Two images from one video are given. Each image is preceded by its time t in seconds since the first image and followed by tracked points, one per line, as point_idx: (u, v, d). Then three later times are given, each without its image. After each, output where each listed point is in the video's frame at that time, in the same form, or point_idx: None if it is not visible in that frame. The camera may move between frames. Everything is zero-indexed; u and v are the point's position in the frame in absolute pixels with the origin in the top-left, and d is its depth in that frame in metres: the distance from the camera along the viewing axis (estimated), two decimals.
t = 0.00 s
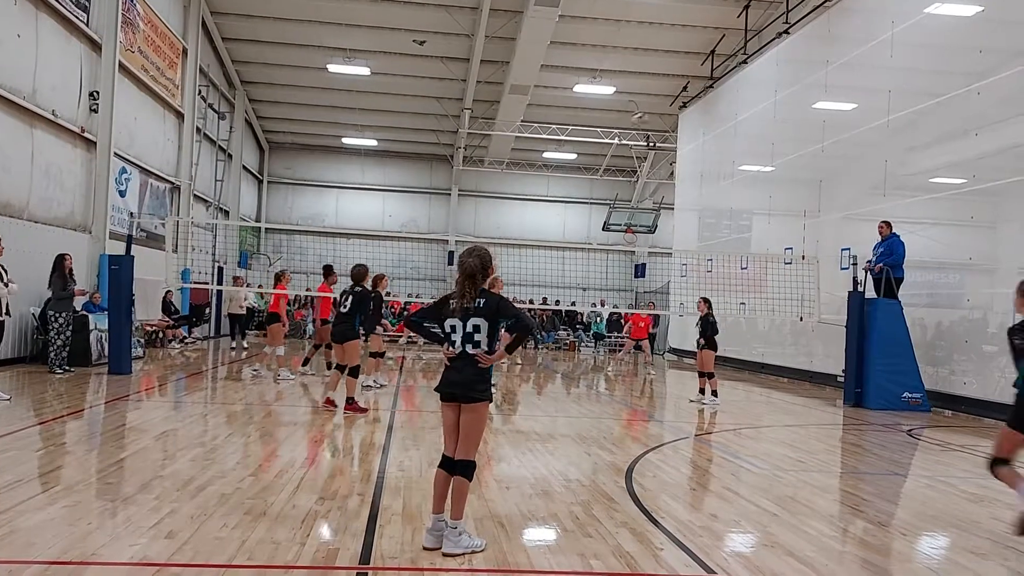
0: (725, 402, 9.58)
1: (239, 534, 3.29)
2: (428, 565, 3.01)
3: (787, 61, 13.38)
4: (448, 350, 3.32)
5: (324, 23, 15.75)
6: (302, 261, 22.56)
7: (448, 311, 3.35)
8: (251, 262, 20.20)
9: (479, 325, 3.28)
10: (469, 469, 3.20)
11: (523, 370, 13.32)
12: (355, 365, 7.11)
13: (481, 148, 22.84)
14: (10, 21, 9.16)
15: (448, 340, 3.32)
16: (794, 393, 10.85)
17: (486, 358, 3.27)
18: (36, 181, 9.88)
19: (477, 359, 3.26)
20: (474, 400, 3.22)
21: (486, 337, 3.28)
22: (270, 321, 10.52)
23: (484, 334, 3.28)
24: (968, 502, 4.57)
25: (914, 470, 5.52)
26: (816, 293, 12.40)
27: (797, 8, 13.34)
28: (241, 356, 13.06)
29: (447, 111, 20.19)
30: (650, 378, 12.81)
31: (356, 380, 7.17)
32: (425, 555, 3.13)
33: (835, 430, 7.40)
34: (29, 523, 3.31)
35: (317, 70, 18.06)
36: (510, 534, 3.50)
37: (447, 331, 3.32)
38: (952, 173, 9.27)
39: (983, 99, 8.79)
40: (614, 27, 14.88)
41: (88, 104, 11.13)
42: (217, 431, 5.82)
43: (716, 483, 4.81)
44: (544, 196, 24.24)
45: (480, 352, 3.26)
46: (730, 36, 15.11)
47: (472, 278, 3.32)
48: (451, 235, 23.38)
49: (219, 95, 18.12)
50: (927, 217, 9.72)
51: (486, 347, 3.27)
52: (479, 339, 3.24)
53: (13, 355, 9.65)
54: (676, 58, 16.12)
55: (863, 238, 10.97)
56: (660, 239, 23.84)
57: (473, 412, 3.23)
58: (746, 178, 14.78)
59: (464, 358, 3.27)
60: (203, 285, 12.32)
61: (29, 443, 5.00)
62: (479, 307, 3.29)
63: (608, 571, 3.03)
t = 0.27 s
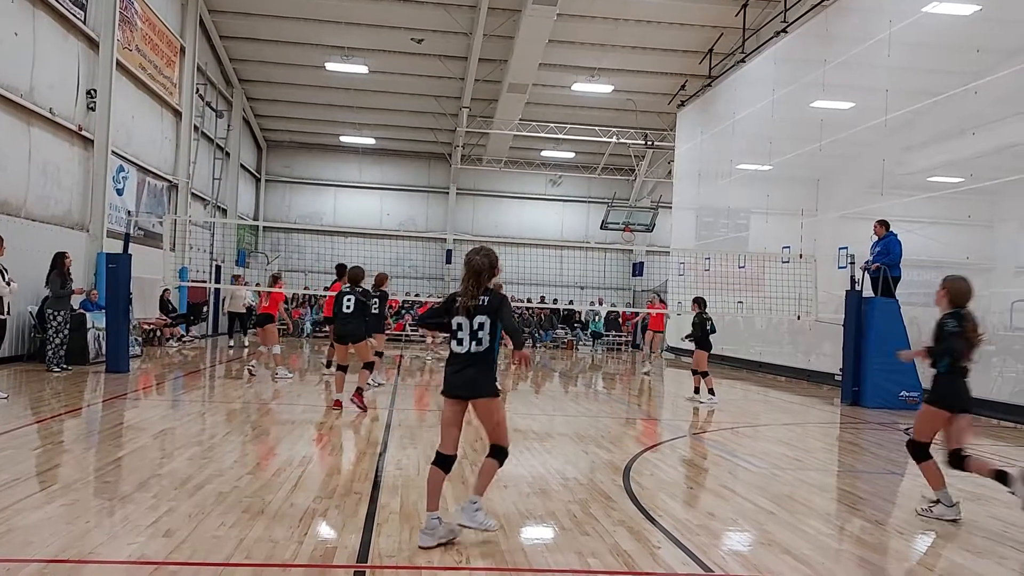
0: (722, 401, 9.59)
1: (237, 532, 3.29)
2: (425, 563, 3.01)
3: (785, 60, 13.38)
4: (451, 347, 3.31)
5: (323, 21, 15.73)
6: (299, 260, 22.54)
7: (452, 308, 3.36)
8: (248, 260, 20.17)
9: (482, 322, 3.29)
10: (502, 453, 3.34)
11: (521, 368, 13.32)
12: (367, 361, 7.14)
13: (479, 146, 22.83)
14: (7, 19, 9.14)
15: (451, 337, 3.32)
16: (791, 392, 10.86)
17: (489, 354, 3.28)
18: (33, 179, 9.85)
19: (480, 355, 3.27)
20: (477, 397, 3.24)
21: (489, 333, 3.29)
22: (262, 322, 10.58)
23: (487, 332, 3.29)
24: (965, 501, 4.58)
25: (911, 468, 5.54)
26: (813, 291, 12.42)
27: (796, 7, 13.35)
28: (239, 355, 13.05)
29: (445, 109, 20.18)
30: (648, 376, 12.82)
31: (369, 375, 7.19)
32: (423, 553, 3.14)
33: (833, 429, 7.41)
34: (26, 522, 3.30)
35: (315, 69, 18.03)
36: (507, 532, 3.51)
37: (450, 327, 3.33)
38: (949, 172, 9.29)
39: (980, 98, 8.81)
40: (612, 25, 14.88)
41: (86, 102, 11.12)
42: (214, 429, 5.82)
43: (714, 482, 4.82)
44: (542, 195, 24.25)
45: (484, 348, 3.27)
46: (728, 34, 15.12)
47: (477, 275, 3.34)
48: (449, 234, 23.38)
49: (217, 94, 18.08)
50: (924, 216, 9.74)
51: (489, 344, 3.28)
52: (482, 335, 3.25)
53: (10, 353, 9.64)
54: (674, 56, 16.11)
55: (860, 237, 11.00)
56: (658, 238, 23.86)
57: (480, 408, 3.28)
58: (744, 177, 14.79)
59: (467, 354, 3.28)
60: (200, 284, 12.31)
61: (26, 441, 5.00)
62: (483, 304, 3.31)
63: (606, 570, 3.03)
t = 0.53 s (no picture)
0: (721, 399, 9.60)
1: (236, 531, 3.29)
2: (424, 562, 3.01)
3: (784, 58, 13.37)
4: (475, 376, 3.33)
5: (322, 19, 15.71)
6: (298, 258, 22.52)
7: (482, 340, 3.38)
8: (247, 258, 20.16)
9: (506, 355, 3.27)
10: (540, 454, 3.54)
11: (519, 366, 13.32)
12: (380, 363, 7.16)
13: (478, 144, 22.84)
14: (6, 17, 9.12)
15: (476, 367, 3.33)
16: (790, 391, 10.86)
17: (506, 388, 3.27)
18: (32, 177, 9.84)
19: (497, 387, 3.26)
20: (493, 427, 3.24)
21: (512, 367, 3.27)
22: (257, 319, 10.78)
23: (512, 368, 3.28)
24: (963, 499, 4.59)
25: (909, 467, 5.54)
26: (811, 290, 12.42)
27: (795, 6, 13.34)
28: (237, 353, 13.04)
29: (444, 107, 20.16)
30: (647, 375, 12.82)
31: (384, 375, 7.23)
32: (421, 551, 3.14)
33: (831, 428, 7.43)
34: (25, 520, 3.30)
35: (314, 67, 18.01)
36: (506, 530, 3.51)
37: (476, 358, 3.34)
38: (948, 171, 9.29)
39: (980, 97, 8.81)
40: (611, 24, 14.87)
41: (84, 100, 11.10)
42: (213, 427, 5.82)
43: (712, 480, 4.82)
44: (541, 193, 24.24)
45: (504, 381, 3.26)
46: (727, 33, 15.13)
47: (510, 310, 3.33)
48: (448, 232, 23.36)
49: (215, 92, 18.05)
50: (923, 215, 9.74)
51: (510, 377, 3.26)
52: (504, 369, 3.23)
53: (9, 351, 9.63)
54: (673, 54, 16.11)
55: (858, 236, 11.01)
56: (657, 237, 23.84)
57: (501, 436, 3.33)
58: (743, 175, 14.79)
59: (487, 385, 3.28)
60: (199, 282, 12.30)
61: (25, 439, 5.00)
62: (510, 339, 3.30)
63: (605, 568, 3.03)
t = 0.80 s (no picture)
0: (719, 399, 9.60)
1: (234, 530, 3.29)
2: (423, 561, 3.01)
3: (783, 58, 13.38)
4: (538, 361, 3.79)
5: (320, 18, 15.71)
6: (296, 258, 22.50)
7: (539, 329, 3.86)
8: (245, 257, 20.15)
9: (568, 338, 3.77)
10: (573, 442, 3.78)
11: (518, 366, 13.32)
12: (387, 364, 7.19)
13: (477, 144, 22.84)
14: (5, 16, 9.12)
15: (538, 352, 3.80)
16: (789, 391, 10.86)
17: (573, 365, 3.76)
18: (30, 177, 9.83)
19: (565, 366, 3.74)
20: (564, 401, 3.71)
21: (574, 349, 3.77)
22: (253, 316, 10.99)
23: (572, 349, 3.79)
24: (961, 499, 4.59)
25: (907, 467, 5.54)
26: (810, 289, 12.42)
27: (793, 6, 13.36)
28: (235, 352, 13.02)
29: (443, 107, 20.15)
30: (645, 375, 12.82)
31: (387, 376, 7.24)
32: (420, 551, 3.14)
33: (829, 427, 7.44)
34: (24, 519, 3.30)
35: (313, 66, 18.00)
36: (504, 529, 3.51)
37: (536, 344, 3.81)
38: (946, 171, 9.30)
39: (978, 97, 8.83)
40: (609, 24, 14.87)
41: (83, 99, 11.10)
42: (212, 427, 5.82)
43: (711, 480, 4.82)
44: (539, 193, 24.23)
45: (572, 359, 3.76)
46: (726, 32, 15.12)
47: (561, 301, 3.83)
48: (447, 231, 23.35)
49: (214, 91, 18.04)
50: (922, 215, 9.74)
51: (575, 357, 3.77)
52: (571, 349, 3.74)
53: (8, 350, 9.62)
54: (672, 54, 16.10)
55: (857, 236, 11.02)
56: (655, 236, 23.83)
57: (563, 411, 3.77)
58: (741, 175, 14.80)
59: (554, 364, 3.75)
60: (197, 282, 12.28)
61: (24, 439, 5.00)
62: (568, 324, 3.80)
63: (603, 567, 3.04)
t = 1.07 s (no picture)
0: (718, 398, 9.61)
1: (233, 530, 3.29)
2: (421, 561, 3.02)
3: (782, 58, 13.39)
4: (578, 372, 3.98)
5: (319, 18, 15.71)
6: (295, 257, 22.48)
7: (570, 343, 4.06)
8: (244, 257, 20.18)
9: (602, 347, 4.00)
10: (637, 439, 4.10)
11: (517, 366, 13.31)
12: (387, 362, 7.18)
13: (476, 143, 22.86)
14: (5, 15, 9.12)
15: (575, 364, 4.00)
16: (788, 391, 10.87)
17: (612, 372, 3.98)
18: (29, 176, 9.83)
19: (606, 374, 3.96)
20: (610, 406, 3.94)
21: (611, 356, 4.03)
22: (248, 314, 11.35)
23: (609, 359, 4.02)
24: (959, 499, 4.60)
25: (905, 467, 5.55)
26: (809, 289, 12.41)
27: (792, 6, 13.37)
28: (235, 352, 13.02)
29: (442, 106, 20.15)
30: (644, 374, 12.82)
31: (386, 375, 7.23)
32: (418, 550, 3.15)
33: (827, 427, 7.44)
34: (22, 519, 3.30)
35: (311, 65, 18.00)
36: (503, 529, 3.52)
37: (572, 357, 4.01)
38: (945, 171, 9.31)
39: (976, 97, 8.84)
40: (609, 23, 14.88)
41: (82, 98, 11.09)
42: (211, 427, 5.81)
43: (709, 480, 4.82)
44: (538, 193, 24.25)
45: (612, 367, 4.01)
46: (725, 32, 15.13)
47: (585, 318, 4.01)
48: (445, 231, 23.35)
49: (213, 90, 18.03)
50: (920, 215, 9.75)
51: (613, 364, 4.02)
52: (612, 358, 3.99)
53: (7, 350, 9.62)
54: (671, 54, 16.11)
55: (856, 235, 11.03)
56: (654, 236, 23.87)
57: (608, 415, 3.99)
58: (740, 175, 14.82)
59: (594, 374, 3.96)
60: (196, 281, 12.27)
61: (22, 438, 4.99)
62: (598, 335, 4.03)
63: (602, 567, 3.04)
